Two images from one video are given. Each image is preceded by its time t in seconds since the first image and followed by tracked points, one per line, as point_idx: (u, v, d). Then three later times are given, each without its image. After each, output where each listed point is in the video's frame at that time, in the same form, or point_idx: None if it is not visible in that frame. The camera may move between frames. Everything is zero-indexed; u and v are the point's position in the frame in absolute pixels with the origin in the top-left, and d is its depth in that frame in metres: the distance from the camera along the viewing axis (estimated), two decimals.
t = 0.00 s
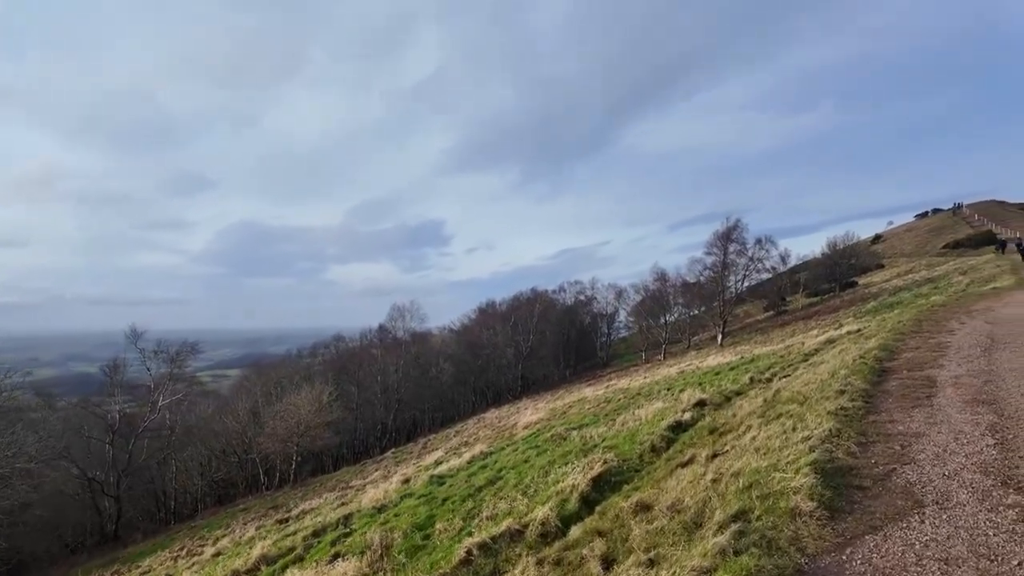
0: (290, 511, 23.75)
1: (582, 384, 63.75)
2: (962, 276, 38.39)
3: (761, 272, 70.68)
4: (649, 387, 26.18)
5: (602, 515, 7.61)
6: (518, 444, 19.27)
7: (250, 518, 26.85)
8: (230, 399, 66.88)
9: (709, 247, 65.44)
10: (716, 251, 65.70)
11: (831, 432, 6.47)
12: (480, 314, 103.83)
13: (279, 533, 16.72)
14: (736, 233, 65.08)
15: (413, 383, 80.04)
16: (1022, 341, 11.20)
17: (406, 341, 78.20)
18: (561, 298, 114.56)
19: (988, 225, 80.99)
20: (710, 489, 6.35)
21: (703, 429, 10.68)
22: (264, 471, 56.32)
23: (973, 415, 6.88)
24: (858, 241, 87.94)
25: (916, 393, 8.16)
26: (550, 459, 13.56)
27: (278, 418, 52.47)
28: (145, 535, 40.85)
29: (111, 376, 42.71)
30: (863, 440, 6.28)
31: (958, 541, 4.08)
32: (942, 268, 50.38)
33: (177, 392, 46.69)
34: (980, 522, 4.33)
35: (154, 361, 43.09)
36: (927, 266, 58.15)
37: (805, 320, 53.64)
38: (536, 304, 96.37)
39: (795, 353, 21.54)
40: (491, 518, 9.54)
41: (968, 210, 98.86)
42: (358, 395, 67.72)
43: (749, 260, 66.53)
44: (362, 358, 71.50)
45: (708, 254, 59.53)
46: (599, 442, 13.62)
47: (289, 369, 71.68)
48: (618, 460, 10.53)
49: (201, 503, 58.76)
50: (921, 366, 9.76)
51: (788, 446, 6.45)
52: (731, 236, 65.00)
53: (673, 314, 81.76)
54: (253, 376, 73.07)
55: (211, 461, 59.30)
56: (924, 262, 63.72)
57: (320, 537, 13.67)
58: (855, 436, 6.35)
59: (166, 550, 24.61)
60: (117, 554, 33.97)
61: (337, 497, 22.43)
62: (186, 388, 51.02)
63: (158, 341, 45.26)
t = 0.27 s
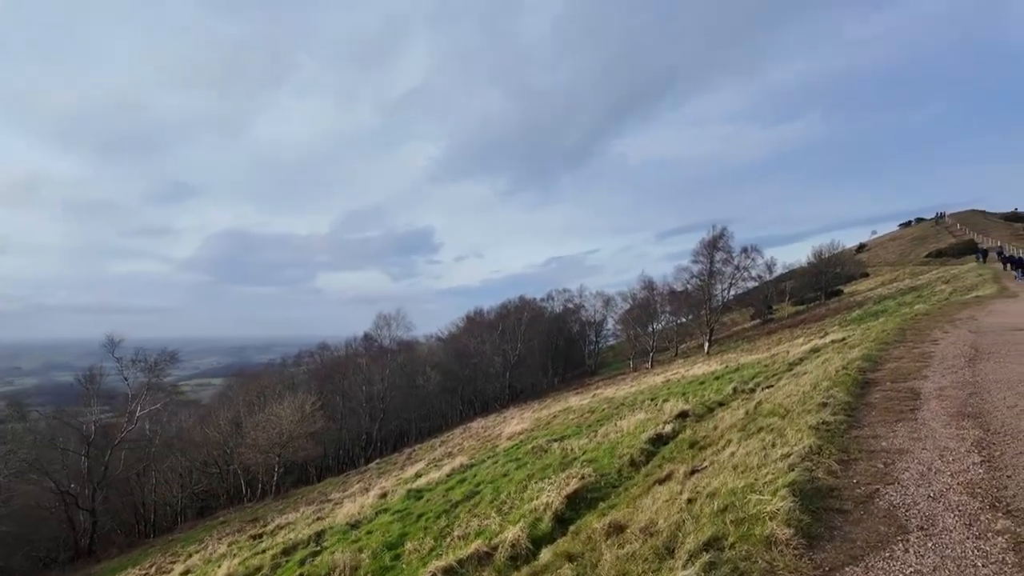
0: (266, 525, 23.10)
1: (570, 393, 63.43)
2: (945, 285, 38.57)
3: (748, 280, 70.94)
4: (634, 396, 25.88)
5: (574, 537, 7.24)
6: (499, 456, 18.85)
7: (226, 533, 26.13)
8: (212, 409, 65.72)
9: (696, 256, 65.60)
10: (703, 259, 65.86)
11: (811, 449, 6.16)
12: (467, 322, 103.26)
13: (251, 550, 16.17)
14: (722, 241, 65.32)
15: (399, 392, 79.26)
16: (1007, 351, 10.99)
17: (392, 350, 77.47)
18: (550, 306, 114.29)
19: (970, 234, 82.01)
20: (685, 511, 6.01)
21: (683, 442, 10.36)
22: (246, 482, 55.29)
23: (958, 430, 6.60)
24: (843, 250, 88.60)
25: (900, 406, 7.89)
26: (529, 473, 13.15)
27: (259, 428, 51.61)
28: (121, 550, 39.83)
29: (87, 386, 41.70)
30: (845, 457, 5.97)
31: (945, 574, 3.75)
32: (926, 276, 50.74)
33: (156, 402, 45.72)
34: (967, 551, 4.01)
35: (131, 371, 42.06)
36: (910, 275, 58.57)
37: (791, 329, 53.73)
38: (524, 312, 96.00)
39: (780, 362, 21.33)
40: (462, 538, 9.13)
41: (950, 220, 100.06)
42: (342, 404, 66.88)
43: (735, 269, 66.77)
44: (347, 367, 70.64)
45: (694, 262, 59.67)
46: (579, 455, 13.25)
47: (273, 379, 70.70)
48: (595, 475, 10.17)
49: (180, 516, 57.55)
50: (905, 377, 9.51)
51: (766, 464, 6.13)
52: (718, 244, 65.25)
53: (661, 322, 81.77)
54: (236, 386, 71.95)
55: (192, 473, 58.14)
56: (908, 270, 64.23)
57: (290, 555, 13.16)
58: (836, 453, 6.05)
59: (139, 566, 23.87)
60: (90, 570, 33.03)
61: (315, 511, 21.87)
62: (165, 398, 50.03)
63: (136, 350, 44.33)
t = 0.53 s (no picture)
0: (245, 540, 22.54)
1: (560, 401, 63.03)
2: (933, 293, 38.60)
3: (738, 287, 70.98)
4: (621, 405, 25.51)
5: (545, 561, 6.88)
6: (481, 468, 18.42)
7: (203, 546, 25.49)
8: (197, 418, 64.80)
9: (686, 263, 65.58)
10: (693, 267, 65.89)
11: (793, 467, 5.81)
12: (458, 329, 102.72)
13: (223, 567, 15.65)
14: (712, 249, 65.39)
15: (388, 399, 78.56)
16: (996, 361, 10.72)
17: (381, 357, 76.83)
18: (541, 313, 113.97)
19: (957, 242, 82.52)
20: (660, 534, 5.65)
21: (665, 456, 10.02)
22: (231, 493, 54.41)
23: (947, 446, 6.27)
24: (833, 257, 88.95)
25: (886, 419, 7.57)
26: (508, 487, 12.75)
27: (244, 438, 50.83)
28: (100, 563, 38.96)
29: (66, 395, 40.85)
30: (828, 477, 5.62)
31: None
32: (914, 284, 50.86)
33: (137, 411, 44.85)
34: None
35: (113, 379, 41.34)
36: (898, 283, 58.74)
37: (781, 336, 53.66)
38: (514, 319, 95.62)
39: (768, 370, 21.06)
40: (432, 560, 8.72)
41: (938, 228, 100.75)
42: (329, 413, 66.11)
43: (724, 276, 66.84)
44: (335, 375, 69.91)
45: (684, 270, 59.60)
46: (560, 467, 12.87)
47: (260, 387, 69.89)
48: (574, 490, 9.79)
49: (162, 527, 56.38)
50: (893, 388, 9.23)
51: (746, 483, 5.78)
52: (708, 251, 65.31)
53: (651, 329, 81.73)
54: (223, 394, 71.05)
55: (175, 483, 57.14)
56: (896, 278, 64.46)
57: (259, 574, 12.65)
58: (818, 471, 5.70)
59: None
60: None
61: (294, 523, 21.36)
62: (147, 407, 49.12)
63: (118, 358, 43.51)
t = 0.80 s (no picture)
0: (220, 552, 21.94)
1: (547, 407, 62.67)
2: (918, 299, 38.67)
3: (725, 293, 71.09)
4: (606, 412, 25.14)
5: None
6: (462, 478, 17.96)
7: (178, 558, 24.76)
8: (178, 426, 63.71)
9: (673, 269, 65.60)
10: (680, 272, 65.91)
11: (775, 485, 5.45)
12: (446, 334, 102.09)
13: None
14: (699, 255, 65.47)
15: (374, 406, 77.76)
16: (984, 369, 10.46)
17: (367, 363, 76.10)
18: (529, 318, 113.63)
19: (941, 249, 83.24)
20: (633, 558, 5.27)
21: (646, 467, 9.66)
22: (211, 501, 53.37)
23: (937, 461, 5.94)
24: (819, 263, 89.43)
25: (874, 431, 7.24)
26: (486, 499, 12.32)
27: (225, 445, 49.90)
28: (73, 574, 37.91)
29: (40, 402, 39.81)
30: (813, 495, 5.26)
31: None
32: (899, 290, 51.11)
33: (114, 419, 43.86)
34: None
35: (89, 386, 40.33)
36: (884, 288, 59.06)
37: (768, 342, 53.67)
38: (503, 325, 95.23)
39: (754, 376, 20.80)
40: None
41: (922, 234, 101.74)
42: (313, 420, 65.21)
43: (712, 282, 66.90)
44: (320, 381, 69.07)
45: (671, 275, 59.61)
46: (540, 479, 12.46)
47: (244, 394, 68.86)
48: (551, 504, 9.39)
49: (140, 538, 55.19)
50: (880, 397, 8.94)
51: (725, 502, 5.41)
52: (695, 257, 65.44)
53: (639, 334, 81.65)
54: (205, 401, 69.97)
55: (154, 493, 56.00)
56: (881, 284, 64.87)
57: None
58: (802, 489, 5.35)
59: None
60: None
61: (270, 535, 20.78)
62: (125, 414, 48.05)
63: (95, 364, 42.55)
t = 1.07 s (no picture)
0: (193, 565, 21.41)
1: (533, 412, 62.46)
2: (900, 305, 38.93)
3: (710, 298, 71.27)
4: (589, 420, 24.82)
5: None
6: (440, 489, 17.53)
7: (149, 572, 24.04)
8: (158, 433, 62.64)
9: (659, 275, 65.67)
10: (666, 278, 65.99)
11: (749, 509, 5.15)
12: (432, 339, 101.45)
13: None
14: (685, 260, 65.61)
15: (359, 412, 76.96)
16: (965, 380, 10.26)
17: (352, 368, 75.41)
18: (516, 323, 113.33)
19: (923, 255, 84.12)
20: None
21: (621, 482, 9.34)
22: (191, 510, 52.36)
23: (918, 480, 5.67)
24: (804, 269, 90.01)
25: (853, 445, 6.98)
26: (460, 514, 11.93)
27: (205, 453, 48.95)
28: None
29: (13, 409, 38.79)
30: (787, 520, 4.98)
31: None
32: (882, 296, 51.48)
33: (90, 426, 42.83)
34: None
35: (63, 394, 39.32)
36: (867, 294, 59.52)
37: (754, 347, 53.76)
38: (489, 330, 94.85)
39: (737, 383, 20.63)
40: None
41: (904, 241, 102.87)
42: (296, 427, 64.36)
43: (697, 287, 67.06)
44: (303, 387, 68.25)
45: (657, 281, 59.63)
46: (516, 493, 12.09)
47: (225, 400, 67.80)
48: (523, 521, 9.03)
49: (117, 548, 53.98)
50: (860, 409, 8.70)
51: (696, 528, 5.11)
52: (680, 263, 65.65)
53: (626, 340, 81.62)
54: (186, 408, 68.89)
55: (132, 501, 54.82)
56: (865, 290, 65.38)
57: None
58: (776, 514, 5.05)
59: None
60: None
61: (244, 548, 20.19)
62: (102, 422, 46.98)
63: (70, 370, 41.56)
